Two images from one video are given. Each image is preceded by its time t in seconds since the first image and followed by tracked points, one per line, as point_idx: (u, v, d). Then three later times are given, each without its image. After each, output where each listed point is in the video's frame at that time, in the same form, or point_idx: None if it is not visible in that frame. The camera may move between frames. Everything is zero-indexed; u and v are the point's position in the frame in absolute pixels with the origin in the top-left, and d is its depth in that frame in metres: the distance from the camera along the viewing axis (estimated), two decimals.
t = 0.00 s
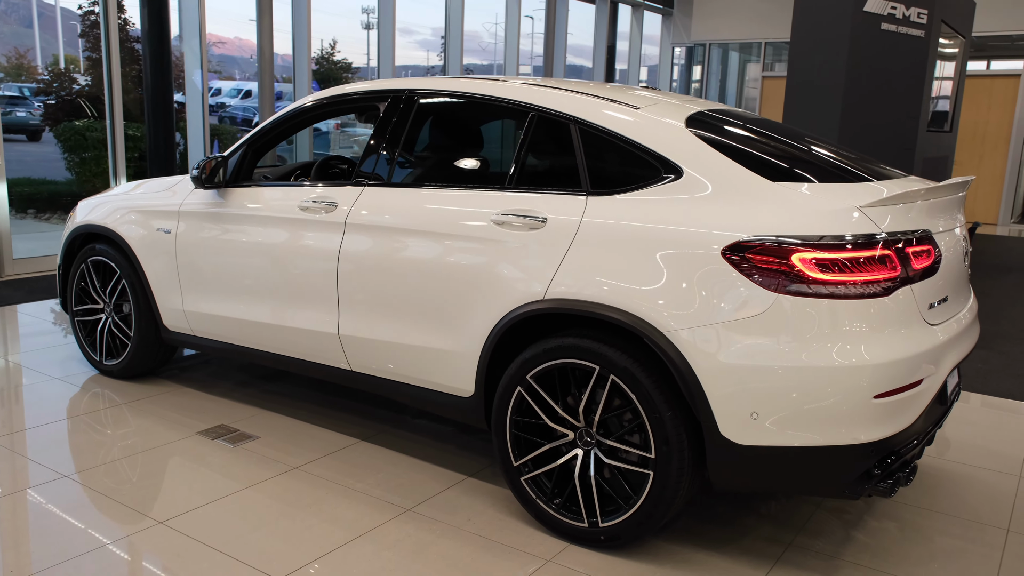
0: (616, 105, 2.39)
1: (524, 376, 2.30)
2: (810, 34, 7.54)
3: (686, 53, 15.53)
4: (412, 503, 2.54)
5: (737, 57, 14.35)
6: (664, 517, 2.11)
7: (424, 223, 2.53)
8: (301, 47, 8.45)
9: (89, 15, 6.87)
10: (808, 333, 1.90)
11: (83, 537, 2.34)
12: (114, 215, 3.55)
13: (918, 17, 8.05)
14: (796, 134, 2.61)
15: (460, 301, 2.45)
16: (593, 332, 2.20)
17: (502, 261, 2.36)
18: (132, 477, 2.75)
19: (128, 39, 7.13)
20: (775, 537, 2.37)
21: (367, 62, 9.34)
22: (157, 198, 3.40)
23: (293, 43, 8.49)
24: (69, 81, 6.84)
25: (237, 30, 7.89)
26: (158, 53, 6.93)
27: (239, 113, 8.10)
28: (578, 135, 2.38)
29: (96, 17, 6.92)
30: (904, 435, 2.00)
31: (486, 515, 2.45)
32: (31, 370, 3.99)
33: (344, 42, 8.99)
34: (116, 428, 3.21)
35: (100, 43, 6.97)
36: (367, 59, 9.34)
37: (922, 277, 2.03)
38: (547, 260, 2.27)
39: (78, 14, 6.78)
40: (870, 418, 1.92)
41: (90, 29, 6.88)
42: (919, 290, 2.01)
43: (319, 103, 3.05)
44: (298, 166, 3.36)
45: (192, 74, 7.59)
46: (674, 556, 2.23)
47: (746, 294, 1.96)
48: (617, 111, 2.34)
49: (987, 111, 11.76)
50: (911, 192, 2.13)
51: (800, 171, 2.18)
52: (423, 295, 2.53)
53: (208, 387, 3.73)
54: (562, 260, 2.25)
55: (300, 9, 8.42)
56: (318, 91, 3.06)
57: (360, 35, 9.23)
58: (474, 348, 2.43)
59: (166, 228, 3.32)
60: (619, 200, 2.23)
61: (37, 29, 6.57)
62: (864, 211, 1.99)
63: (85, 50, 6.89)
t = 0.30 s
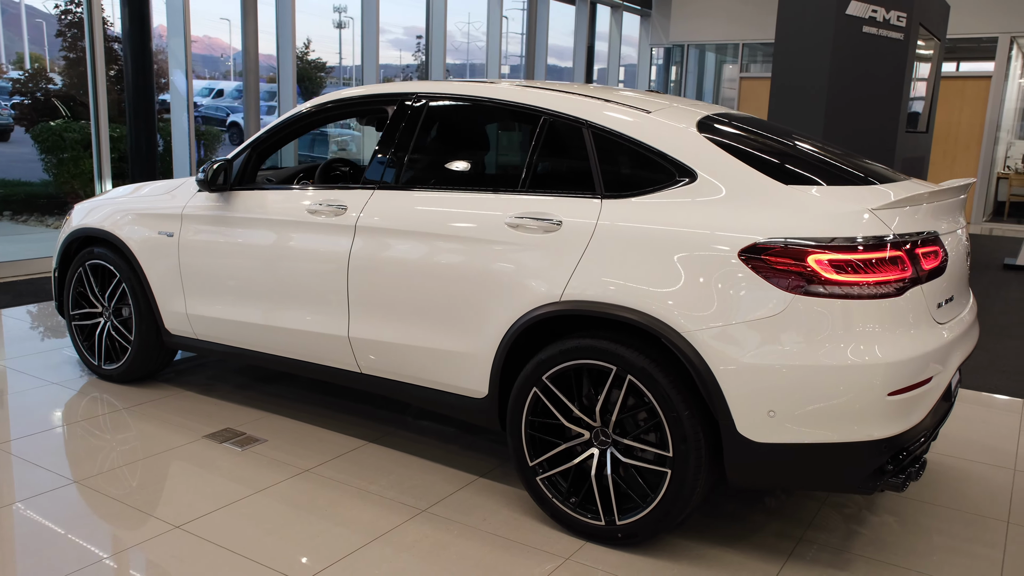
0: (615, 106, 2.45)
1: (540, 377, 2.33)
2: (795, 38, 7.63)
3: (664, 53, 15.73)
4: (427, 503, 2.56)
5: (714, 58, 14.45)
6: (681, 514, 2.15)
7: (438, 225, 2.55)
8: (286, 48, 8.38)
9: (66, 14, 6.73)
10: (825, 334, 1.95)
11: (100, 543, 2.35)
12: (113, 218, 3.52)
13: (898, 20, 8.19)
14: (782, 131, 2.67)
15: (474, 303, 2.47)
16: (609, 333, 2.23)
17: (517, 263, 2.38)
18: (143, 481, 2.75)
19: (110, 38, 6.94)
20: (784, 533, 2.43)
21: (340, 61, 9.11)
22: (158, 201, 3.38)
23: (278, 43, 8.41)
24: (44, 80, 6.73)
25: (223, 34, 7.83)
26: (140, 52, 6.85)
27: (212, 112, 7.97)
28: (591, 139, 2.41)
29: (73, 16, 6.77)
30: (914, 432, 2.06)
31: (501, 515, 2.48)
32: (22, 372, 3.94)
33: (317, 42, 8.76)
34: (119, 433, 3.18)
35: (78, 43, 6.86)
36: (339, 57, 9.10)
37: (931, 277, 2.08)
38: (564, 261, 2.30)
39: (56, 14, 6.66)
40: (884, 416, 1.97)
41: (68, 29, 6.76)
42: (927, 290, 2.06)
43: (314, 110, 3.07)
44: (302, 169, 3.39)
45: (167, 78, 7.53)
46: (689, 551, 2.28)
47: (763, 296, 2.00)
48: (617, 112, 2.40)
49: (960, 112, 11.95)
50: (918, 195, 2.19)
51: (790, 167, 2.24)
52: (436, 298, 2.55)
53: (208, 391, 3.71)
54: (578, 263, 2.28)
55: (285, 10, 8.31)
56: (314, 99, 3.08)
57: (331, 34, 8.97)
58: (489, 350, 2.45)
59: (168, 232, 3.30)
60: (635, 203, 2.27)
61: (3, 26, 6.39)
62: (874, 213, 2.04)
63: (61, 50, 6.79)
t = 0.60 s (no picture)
0: (613, 101, 2.50)
1: (556, 374, 2.34)
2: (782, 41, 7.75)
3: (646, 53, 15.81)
4: (441, 501, 2.57)
5: (694, 58, 14.57)
6: (697, 508, 2.18)
7: (451, 224, 2.56)
8: (273, 50, 8.35)
9: (45, 13, 6.63)
10: (842, 328, 1.98)
11: (117, 544, 2.34)
12: (113, 218, 3.49)
13: (883, 20, 8.29)
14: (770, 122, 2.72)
15: (488, 302, 2.48)
16: (626, 329, 2.25)
17: (531, 261, 2.40)
18: (155, 483, 2.74)
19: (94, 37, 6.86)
20: (796, 526, 2.47)
21: (316, 60, 8.94)
22: (163, 202, 3.35)
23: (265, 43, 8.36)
24: (24, 79, 6.59)
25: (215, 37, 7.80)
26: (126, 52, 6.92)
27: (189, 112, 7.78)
28: (605, 138, 2.44)
29: (53, 15, 6.67)
30: (926, 425, 2.10)
31: (517, 512, 2.50)
32: (17, 374, 3.90)
33: (295, 41, 8.61)
34: (124, 435, 3.16)
35: (58, 42, 6.74)
36: (316, 56, 8.94)
37: (942, 273, 2.12)
38: (581, 259, 2.31)
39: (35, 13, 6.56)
40: (900, 409, 2.00)
41: (47, 27, 6.64)
42: (939, 286, 2.10)
43: (314, 112, 3.08)
44: (305, 169, 3.41)
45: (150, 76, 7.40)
46: (705, 545, 2.31)
47: (781, 292, 2.03)
48: (619, 108, 2.45)
49: (938, 111, 12.11)
50: (928, 192, 2.23)
51: (787, 159, 2.28)
52: (450, 297, 2.56)
53: (211, 391, 3.69)
54: (595, 260, 2.29)
55: (272, 11, 8.26)
56: (312, 100, 3.09)
57: (308, 33, 8.82)
58: (503, 348, 2.46)
59: (173, 232, 3.28)
60: (651, 201, 2.29)
61: None
62: (887, 210, 2.07)
63: (40, 47, 6.64)
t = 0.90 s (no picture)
0: (612, 96, 2.54)
1: (571, 372, 2.35)
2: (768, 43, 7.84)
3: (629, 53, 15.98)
4: (454, 501, 2.57)
5: (675, 57, 14.67)
6: (714, 505, 2.20)
7: (463, 222, 2.55)
8: (260, 49, 8.30)
9: (22, 10, 6.48)
10: (861, 324, 2.00)
11: (133, 545, 2.32)
12: (112, 217, 3.44)
13: (869, 20, 8.38)
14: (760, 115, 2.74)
15: (503, 300, 2.48)
16: (642, 327, 2.26)
17: (546, 259, 2.40)
18: (164, 485, 2.72)
19: (76, 36, 6.73)
20: (808, 520, 2.49)
21: (293, 59, 8.76)
22: (164, 201, 3.31)
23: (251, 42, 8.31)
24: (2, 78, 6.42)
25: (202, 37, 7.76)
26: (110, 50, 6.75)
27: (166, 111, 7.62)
28: (618, 136, 2.45)
29: (30, 12, 6.53)
30: (940, 420, 2.12)
31: (531, 510, 2.51)
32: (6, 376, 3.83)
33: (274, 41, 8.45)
34: (125, 437, 3.12)
35: (36, 39, 6.58)
36: (292, 55, 8.75)
37: (954, 269, 2.14)
38: (597, 257, 2.32)
39: (14, 11, 6.42)
40: (917, 405, 2.02)
41: (25, 24, 6.50)
42: (952, 282, 2.12)
43: (314, 112, 3.07)
44: (309, 167, 3.39)
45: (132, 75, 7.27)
46: (721, 541, 2.33)
47: (799, 288, 2.05)
48: (620, 103, 2.48)
49: (917, 111, 12.26)
50: (938, 189, 2.25)
51: (784, 151, 2.31)
52: (462, 295, 2.55)
53: (212, 392, 3.66)
54: (610, 258, 2.30)
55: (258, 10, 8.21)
56: (307, 103, 3.10)
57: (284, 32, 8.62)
58: (517, 346, 2.47)
59: (176, 232, 3.24)
60: (668, 199, 2.30)
61: None
62: (901, 206, 2.09)
63: (17, 44, 6.48)
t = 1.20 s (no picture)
0: (613, 95, 2.56)
1: (583, 372, 2.36)
2: (757, 45, 7.94)
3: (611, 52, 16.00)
4: (465, 501, 2.58)
5: (657, 57, 14.70)
6: (727, 502, 2.22)
7: (473, 223, 2.55)
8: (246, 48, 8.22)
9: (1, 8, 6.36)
10: (873, 322, 2.02)
11: (147, 549, 2.30)
12: (111, 219, 3.40)
13: (854, 20, 8.47)
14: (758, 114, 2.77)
15: (514, 300, 2.48)
16: (655, 326, 2.28)
17: (557, 259, 2.41)
18: (173, 488, 2.70)
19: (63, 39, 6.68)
20: (816, 516, 2.53)
21: (270, 58, 8.54)
22: (166, 203, 3.28)
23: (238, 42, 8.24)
24: None
25: (188, 38, 7.66)
26: (92, 50, 6.52)
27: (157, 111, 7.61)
28: (628, 137, 2.46)
29: (8, 10, 6.40)
30: (949, 417, 2.15)
31: (543, 510, 2.52)
32: None
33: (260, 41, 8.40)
34: (127, 441, 3.08)
35: (15, 37, 6.47)
36: (268, 55, 8.53)
37: (962, 268, 2.17)
38: (609, 257, 2.33)
39: None
40: (928, 401, 2.04)
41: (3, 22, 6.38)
42: (960, 280, 2.15)
43: (314, 114, 3.07)
44: (310, 169, 3.37)
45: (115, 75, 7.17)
46: (734, 538, 2.35)
47: (812, 286, 2.07)
48: (619, 102, 2.51)
49: (897, 109, 12.42)
50: (945, 188, 2.28)
51: (778, 145, 2.35)
52: (472, 296, 2.56)
53: (212, 394, 3.63)
54: (622, 259, 2.31)
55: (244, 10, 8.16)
56: (304, 107, 3.10)
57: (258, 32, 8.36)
58: (527, 345, 2.47)
59: (178, 233, 3.21)
60: (681, 199, 2.31)
61: None
62: (912, 206, 2.12)
63: None
